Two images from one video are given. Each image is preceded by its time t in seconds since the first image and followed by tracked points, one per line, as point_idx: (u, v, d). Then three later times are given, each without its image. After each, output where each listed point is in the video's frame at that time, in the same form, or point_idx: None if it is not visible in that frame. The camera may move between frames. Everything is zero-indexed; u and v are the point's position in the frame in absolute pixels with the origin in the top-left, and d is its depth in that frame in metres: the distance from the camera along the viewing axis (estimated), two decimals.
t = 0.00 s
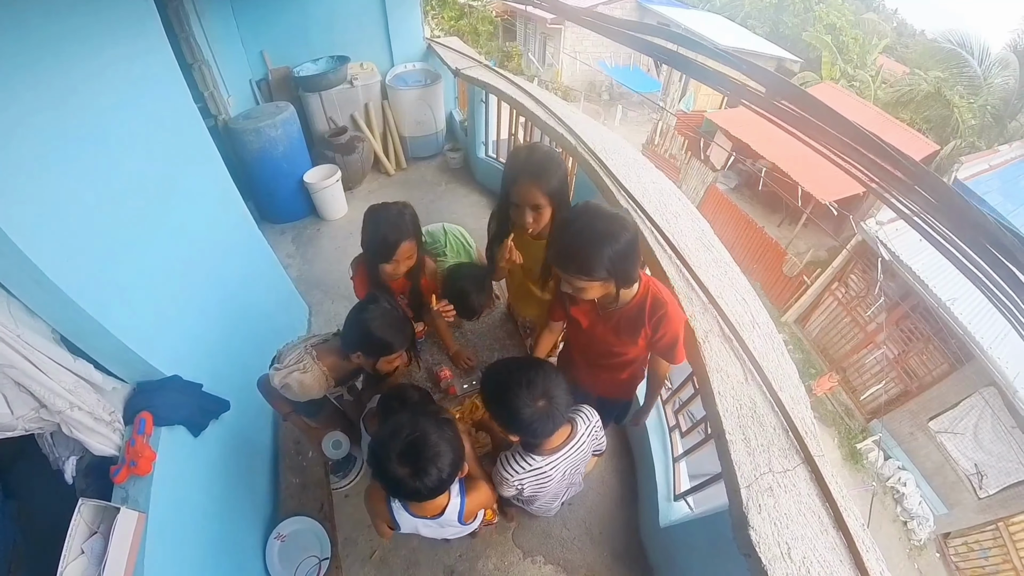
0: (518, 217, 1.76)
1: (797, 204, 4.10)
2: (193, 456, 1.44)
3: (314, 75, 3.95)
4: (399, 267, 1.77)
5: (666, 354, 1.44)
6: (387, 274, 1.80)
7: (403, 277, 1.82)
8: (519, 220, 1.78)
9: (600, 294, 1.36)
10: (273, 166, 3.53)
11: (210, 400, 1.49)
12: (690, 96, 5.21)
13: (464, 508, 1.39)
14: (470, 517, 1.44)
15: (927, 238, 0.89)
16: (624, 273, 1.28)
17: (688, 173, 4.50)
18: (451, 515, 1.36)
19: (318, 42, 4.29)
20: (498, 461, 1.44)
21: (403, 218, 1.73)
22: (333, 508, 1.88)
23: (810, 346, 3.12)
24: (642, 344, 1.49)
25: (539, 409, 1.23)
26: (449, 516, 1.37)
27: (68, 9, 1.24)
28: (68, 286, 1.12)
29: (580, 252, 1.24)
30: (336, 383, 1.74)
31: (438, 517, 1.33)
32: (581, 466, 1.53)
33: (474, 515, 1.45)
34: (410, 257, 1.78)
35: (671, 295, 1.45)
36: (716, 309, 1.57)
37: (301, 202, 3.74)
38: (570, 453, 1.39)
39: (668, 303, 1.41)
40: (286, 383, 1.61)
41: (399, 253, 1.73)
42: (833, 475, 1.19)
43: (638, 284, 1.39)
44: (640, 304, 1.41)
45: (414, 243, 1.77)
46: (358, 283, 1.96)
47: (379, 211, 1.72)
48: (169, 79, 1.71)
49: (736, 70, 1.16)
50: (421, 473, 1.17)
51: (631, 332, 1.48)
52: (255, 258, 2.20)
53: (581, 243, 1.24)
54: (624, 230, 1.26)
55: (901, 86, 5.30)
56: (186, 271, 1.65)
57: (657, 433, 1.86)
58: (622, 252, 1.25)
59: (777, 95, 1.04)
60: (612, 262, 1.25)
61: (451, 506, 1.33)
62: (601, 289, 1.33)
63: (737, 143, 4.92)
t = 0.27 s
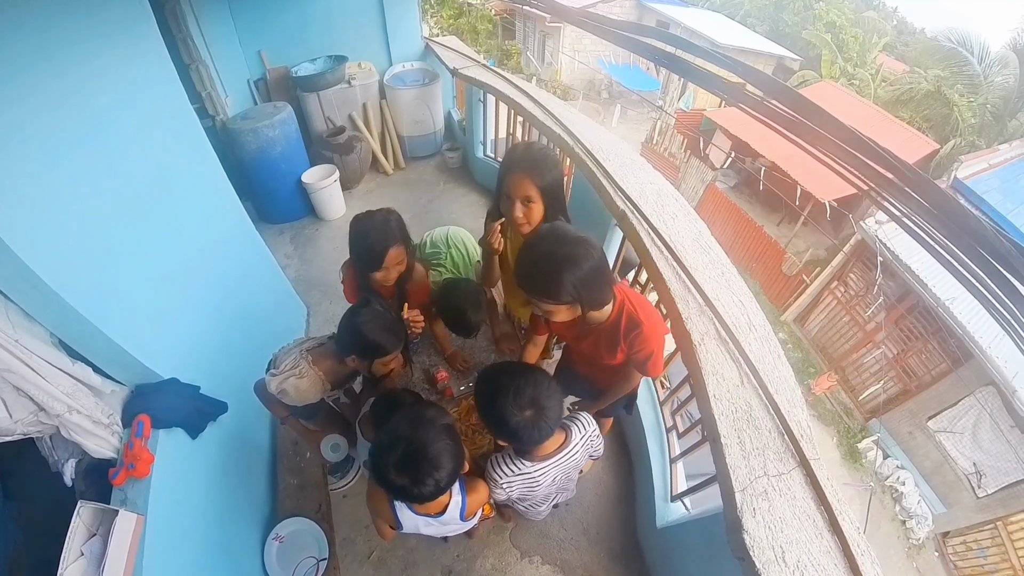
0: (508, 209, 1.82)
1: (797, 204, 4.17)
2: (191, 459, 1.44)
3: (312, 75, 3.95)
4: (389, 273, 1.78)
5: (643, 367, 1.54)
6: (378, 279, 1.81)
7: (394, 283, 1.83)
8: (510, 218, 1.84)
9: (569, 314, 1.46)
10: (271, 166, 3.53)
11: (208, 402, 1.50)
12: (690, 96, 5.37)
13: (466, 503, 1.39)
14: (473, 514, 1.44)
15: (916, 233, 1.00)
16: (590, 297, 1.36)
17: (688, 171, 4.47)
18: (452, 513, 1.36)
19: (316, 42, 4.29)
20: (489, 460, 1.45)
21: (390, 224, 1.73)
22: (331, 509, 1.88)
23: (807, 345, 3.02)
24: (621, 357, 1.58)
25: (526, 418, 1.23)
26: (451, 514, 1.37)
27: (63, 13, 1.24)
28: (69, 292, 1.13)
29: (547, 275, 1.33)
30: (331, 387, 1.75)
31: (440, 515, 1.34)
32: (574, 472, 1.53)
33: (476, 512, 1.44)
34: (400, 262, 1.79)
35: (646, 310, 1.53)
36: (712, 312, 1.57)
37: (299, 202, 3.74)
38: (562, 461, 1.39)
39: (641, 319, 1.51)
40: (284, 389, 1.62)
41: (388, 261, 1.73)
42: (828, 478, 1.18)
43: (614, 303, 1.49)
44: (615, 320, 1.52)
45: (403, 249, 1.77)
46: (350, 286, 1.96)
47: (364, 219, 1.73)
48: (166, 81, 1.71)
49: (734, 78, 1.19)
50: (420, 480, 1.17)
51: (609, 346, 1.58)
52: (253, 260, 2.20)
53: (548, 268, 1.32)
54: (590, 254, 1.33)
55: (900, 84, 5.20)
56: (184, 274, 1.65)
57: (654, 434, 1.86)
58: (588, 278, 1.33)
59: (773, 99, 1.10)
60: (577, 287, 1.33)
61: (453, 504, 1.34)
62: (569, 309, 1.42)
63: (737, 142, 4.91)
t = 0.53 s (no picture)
0: (509, 206, 1.83)
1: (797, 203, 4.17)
2: (189, 461, 1.44)
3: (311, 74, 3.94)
4: (389, 281, 1.77)
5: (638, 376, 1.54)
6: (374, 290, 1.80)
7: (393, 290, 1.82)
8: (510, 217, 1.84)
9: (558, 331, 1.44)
10: (270, 166, 3.52)
11: (207, 404, 1.49)
12: (690, 93, 5.37)
13: (470, 500, 1.38)
14: (474, 513, 1.43)
15: (916, 232, 1.01)
16: (578, 316, 1.35)
17: (688, 170, 4.46)
18: (456, 512, 1.36)
19: (315, 40, 4.27)
20: (487, 463, 1.46)
21: (383, 231, 1.72)
22: (330, 510, 1.88)
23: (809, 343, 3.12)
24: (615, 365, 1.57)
25: (509, 419, 1.22)
26: (454, 515, 1.37)
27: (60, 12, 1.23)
28: (63, 295, 1.12)
29: (534, 295, 1.31)
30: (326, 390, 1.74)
31: (443, 516, 1.34)
32: (571, 477, 1.53)
33: (478, 511, 1.44)
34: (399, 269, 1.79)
35: (640, 322, 1.50)
36: (712, 312, 1.56)
37: (298, 202, 3.73)
38: (557, 467, 1.38)
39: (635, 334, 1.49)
40: (281, 394, 1.61)
41: (388, 268, 1.73)
42: (829, 481, 1.18)
43: (604, 317, 1.46)
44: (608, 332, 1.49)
45: (401, 255, 1.77)
46: (344, 290, 1.96)
47: (358, 229, 1.72)
48: (164, 81, 1.70)
49: (737, 72, 1.18)
50: (422, 481, 1.17)
51: (605, 355, 1.57)
52: (252, 261, 2.20)
53: (534, 288, 1.31)
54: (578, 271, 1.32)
55: (899, 83, 5.18)
56: (182, 275, 1.64)
57: (654, 435, 1.85)
58: (575, 298, 1.31)
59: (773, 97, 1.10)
60: (563, 307, 1.32)
61: (455, 504, 1.33)
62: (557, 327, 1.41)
63: (737, 140, 4.91)
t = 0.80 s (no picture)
0: (514, 211, 1.82)
1: (796, 201, 4.18)
2: (190, 461, 1.44)
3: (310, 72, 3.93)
4: (395, 282, 1.79)
5: (639, 381, 1.55)
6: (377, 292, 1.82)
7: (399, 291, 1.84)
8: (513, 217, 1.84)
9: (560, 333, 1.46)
10: (269, 165, 3.52)
11: (208, 404, 1.49)
12: (690, 91, 5.39)
13: (472, 505, 1.36)
14: (477, 515, 1.41)
15: (916, 231, 1.02)
16: (583, 321, 1.36)
17: (688, 168, 4.45)
18: (458, 514, 1.35)
19: (315, 38, 4.26)
20: (488, 462, 1.46)
21: (388, 233, 1.72)
22: (332, 510, 1.88)
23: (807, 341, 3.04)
24: (617, 369, 1.58)
25: (505, 414, 1.22)
26: (457, 516, 1.36)
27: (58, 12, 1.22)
28: (63, 296, 1.12)
29: (539, 300, 1.32)
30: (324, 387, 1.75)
31: (448, 517, 1.33)
32: (571, 475, 1.53)
33: (481, 512, 1.43)
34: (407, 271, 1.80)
35: (641, 325, 1.52)
36: (714, 311, 1.56)
37: (298, 201, 3.73)
38: (558, 465, 1.38)
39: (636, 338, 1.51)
40: (275, 392, 1.63)
41: (394, 272, 1.74)
42: (831, 480, 1.18)
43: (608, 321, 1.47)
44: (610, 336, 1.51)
45: (409, 258, 1.78)
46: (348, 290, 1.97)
47: (362, 230, 1.71)
48: (162, 81, 1.69)
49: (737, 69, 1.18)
50: (427, 478, 1.17)
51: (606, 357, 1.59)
52: (252, 261, 2.20)
53: (537, 293, 1.31)
54: (583, 276, 1.33)
55: (900, 82, 5.17)
56: (182, 276, 1.64)
57: (655, 434, 1.85)
58: (579, 305, 1.32)
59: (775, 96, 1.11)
60: (567, 312, 1.33)
61: (459, 505, 1.32)
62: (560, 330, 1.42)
63: (737, 138, 4.90)
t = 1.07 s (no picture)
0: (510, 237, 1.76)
1: (796, 199, 4.17)
2: (187, 464, 1.42)
3: (308, 70, 3.91)
4: (393, 283, 1.75)
5: (649, 384, 1.52)
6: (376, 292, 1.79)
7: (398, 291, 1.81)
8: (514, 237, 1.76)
9: (585, 321, 1.45)
10: (267, 163, 3.50)
11: (204, 407, 1.48)
12: (690, 89, 5.37)
13: (469, 513, 1.37)
14: (475, 520, 1.41)
15: (921, 228, 1.03)
16: (610, 307, 1.35)
17: (688, 166, 4.44)
18: (457, 519, 1.35)
19: (313, 36, 4.23)
20: (484, 465, 1.45)
21: (388, 233, 1.70)
22: (331, 512, 1.88)
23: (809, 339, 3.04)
24: (631, 368, 1.58)
25: (510, 428, 1.21)
26: (454, 522, 1.35)
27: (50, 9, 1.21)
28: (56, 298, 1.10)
29: (569, 280, 1.31)
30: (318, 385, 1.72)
31: (445, 523, 1.32)
32: (570, 481, 1.51)
33: (479, 518, 1.42)
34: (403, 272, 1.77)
35: (663, 320, 1.54)
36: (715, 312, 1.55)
37: (297, 200, 3.71)
38: (556, 472, 1.38)
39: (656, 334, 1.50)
40: (266, 394, 1.60)
41: (391, 272, 1.71)
42: (834, 484, 1.18)
43: (633, 314, 1.48)
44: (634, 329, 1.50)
45: (406, 260, 1.75)
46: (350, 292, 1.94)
47: (364, 229, 1.70)
48: (157, 79, 1.68)
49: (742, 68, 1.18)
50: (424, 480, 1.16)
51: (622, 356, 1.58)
52: (249, 261, 2.18)
53: (570, 273, 1.31)
54: (613, 263, 1.33)
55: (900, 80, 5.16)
56: (177, 277, 1.62)
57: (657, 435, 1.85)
58: (607, 289, 1.32)
59: (780, 93, 1.11)
60: (595, 296, 1.32)
61: (456, 511, 1.32)
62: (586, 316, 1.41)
63: (736, 136, 4.89)
